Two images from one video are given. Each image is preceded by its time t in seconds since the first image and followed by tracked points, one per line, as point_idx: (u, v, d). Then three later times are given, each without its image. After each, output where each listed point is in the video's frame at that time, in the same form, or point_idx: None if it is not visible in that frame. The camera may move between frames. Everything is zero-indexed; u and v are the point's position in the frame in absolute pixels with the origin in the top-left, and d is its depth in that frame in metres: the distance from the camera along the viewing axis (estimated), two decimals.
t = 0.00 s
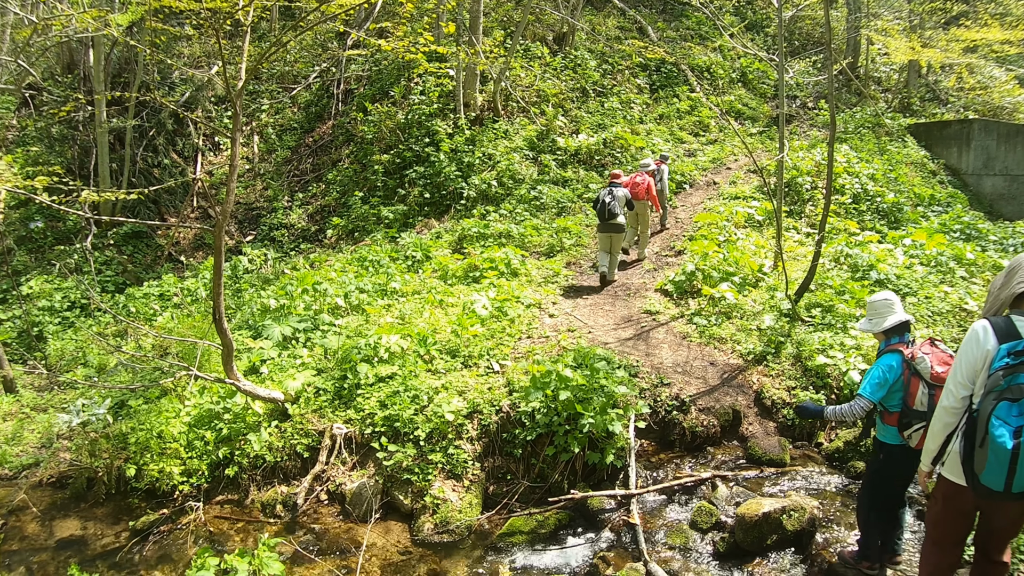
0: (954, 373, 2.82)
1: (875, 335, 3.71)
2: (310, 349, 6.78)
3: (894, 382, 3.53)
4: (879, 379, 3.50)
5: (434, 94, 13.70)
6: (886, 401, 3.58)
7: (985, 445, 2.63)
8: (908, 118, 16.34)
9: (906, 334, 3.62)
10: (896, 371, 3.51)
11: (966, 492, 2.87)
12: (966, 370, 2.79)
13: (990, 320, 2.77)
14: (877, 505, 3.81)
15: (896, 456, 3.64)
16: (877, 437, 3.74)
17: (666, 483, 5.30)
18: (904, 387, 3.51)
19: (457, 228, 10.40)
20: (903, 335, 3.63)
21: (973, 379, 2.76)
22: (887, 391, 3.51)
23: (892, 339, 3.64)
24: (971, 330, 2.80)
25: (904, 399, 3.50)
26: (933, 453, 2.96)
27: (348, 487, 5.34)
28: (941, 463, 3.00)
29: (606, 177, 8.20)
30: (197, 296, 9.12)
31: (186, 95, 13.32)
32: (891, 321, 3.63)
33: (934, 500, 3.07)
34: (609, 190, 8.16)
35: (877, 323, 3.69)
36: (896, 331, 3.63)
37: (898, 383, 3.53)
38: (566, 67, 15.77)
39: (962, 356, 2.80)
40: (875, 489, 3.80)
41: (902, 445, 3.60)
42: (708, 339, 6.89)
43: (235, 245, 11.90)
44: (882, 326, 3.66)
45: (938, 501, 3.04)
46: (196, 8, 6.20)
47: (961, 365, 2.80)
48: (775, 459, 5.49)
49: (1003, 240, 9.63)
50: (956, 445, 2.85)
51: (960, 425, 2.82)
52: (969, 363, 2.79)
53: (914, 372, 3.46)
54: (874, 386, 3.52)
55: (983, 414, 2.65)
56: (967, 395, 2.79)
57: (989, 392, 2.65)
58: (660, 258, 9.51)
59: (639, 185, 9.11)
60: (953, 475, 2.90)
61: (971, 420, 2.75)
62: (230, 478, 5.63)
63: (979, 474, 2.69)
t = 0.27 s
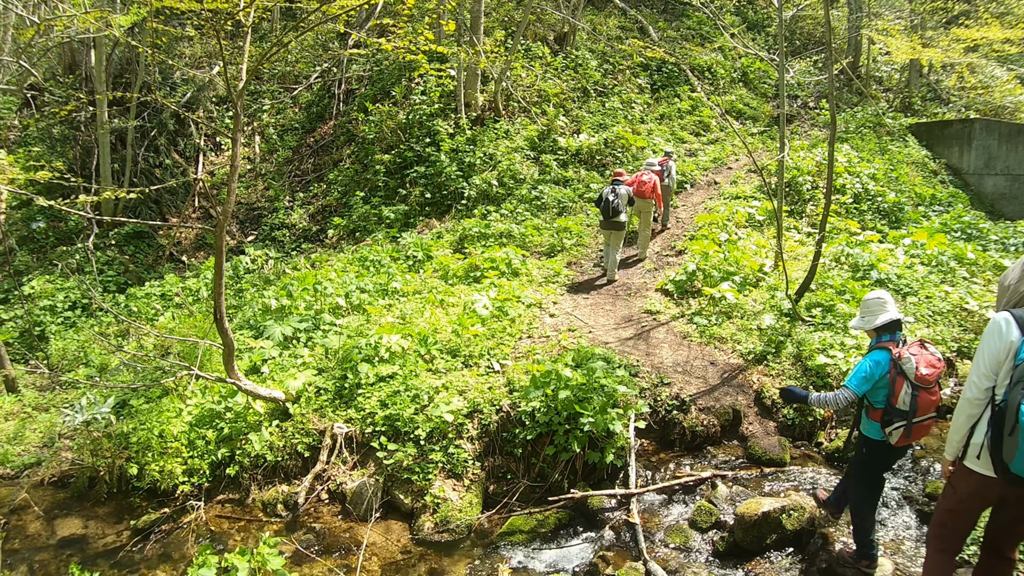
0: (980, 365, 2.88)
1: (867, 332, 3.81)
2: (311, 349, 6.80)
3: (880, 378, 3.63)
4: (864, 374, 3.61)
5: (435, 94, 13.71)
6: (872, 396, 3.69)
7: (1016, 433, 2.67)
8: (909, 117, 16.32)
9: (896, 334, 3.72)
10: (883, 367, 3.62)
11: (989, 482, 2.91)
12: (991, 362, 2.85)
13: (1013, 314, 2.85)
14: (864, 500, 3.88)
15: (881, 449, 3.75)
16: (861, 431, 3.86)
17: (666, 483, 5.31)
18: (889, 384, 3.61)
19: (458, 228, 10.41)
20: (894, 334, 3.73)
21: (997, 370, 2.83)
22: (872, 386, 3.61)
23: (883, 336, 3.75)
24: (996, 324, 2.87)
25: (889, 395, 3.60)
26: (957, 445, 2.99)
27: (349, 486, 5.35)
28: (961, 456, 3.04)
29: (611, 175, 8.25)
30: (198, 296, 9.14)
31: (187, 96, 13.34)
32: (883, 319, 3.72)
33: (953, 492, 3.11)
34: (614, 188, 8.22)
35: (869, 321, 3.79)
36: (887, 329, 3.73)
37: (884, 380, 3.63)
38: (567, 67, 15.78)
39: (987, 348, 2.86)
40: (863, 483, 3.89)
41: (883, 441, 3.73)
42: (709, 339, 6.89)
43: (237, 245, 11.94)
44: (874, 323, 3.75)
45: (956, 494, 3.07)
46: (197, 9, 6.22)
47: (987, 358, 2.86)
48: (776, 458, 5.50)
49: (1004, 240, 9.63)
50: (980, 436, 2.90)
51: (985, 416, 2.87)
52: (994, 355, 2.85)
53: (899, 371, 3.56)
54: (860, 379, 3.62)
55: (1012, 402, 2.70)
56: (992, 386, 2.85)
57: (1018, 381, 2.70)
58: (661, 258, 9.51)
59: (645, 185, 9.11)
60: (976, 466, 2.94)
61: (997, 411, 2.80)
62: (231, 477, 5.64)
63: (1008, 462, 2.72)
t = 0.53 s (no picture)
0: (992, 359, 2.87)
1: (846, 332, 3.91)
2: (311, 348, 6.80)
3: (857, 375, 3.76)
4: (842, 370, 3.75)
5: (436, 93, 13.71)
6: (850, 392, 3.83)
7: None
8: (910, 117, 16.30)
9: (875, 334, 3.82)
10: (861, 365, 3.75)
11: (1003, 475, 2.92)
12: (1002, 356, 2.86)
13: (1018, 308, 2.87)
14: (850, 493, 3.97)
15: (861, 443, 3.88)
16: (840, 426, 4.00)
17: (665, 482, 5.31)
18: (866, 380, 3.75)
19: (459, 227, 10.40)
20: (872, 334, 3.83)
21: (1008, 363, 2.84)
22: (849, 381, 3.76)
23: (861, 336, 3.84)
24: (1004, 318, 2.88)
25: (866, 391, 3.74)
26: (970, 440, 2.98)
27: (349, 485, 5.36)
28: (970, 450, 3.04)
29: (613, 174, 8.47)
30: (199, 295, 9.15)
31: (188, 96, 13.36)
32: (861, 320, 3.81)
33: (964, 487, 3.10)
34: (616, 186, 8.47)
35: (848, 321, 3.88)
36: (865, 330, 3.82)
37: (861, 376, 3.76)
38: (568, 67, 15.78)
39: (998, 342, 2.87)
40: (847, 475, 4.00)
41: (861, 435, 3.85)
42: (709, 339, 6.89)
43: (238, 245, 11.96)
44: (853, 323, 3.84)
45: (970, 490, 3.06)
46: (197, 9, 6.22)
47: (998, 352, 2.86)
48: (776, 458, 5.49)
49: (1006, 240, 9.62)
50: (994, 430, 2.90)
51: (998, 410, 2.88)
52: (1004, 349, 2.86)
53: (877, 368, 3.69)
54: (837, 375, 3.77)
55: None
56: (1004, 379, 2.86)
57: None
58: (662, 257, 9.50)
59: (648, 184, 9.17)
60: (990, 459, 2.94)
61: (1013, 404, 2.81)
62: (231, 476, 5.65)
63: None
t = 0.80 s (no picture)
0: (984, 363, 2.85)
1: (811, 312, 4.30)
2: (310, 347, 6.79)
3: (820, 347, 4.11)
4: (803, 342, 4.12)
5: (437, 93, 13.70)
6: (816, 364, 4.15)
7: None
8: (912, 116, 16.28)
9: (838, 311, 4.19)
10: (822, 337, 4.10)
11: (998, 476, 2.92)
12: (994, 360, 2.84)
13: (1009, 311, 2.85)
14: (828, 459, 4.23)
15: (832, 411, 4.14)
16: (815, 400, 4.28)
17: (664, 481, 5.30)
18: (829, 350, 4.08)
19: (459, 227, 10.40)
20: (835, 311, 4.20)
21: (1000, 367, 2.83)
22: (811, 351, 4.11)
23: (824, 313, 4.23)
24: (996, 322, 2.85)
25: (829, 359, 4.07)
26: (965, 442, 2.97)
27: (347, 484, 5.36)
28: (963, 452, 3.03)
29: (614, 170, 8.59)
30: (199, 295, 9.15)
31: (189, 96, 13.37)
32: (822, 299, 4.21)
33: (961, 489, 3.09)
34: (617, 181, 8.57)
35: (811, 302, 4.28)
36: (828, 308, 4.20)
37: (824, 347, 4.10)
38: (569, 66, 15.77)
39: (989, 347, 2.84)
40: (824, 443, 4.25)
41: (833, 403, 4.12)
42: (708, 338, 6.88)
43: (239, 244, 11.99)
44: (816, 303, 4.24)
45: (966, 491, 3.06)
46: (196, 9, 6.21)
47: (990, 356, 2.84)
48: (775, 457, 5.49)
49: (1007, 239, 9.61)
50: (989, 432, 2.89)
51: (992, 413, 2.87)
52: (997, 353, 2.84)
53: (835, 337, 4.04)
54: (800, 347, 4.13)
55: None
56: (997, 383, 2.84)
57: None
58: (662, 257, 9.48)
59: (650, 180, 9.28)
60: (985, 462, 2.93)
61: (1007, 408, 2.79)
62: (231, 475, 5.65)
63: None
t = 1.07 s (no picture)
0: (980, 360, 2.81)
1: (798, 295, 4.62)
2: (307, 347, 6.77)
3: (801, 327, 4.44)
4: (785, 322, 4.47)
5: (436, 92, 13.68)
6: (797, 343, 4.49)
7: None
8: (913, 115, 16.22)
9: (822, 294, 4.49)
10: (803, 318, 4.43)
11: (996, 473, 2.89)
12: (990, 357, 2.80)
13: (1003, 308, 2.81)
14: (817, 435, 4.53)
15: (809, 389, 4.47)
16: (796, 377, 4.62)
17: (660, 482, 5.26)
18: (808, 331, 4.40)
19: (458, 226, 10.36)
20: (820, 294, 4.49)
21: (997, 364, 2.79)
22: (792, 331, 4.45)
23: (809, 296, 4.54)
24: (990, 318, 2.81)
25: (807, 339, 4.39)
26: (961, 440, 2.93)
27: (342, 484, 5.33)
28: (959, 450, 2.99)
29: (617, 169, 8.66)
30: (198, 295, 9.13)
31: (188, 95, 13.36)
32: (808, 282, 4.52)
33: (958, 486, 3.05)
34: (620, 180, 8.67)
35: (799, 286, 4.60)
36: (813, 291, 4.51)
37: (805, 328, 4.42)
38: (569, 65, 15.74)
39: (984, 344, 2.80)
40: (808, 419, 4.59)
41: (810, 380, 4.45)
42: (707, 338, 6.84)
43: (239, 244, 11.98)
44: (802, 286, 4.55)
45: (964, 488, 3.02)
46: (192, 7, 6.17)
47: (986, 352, 2.80)
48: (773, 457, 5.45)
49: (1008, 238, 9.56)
50: (987, 430, 2.85)
51: (989, 410, 2.83)
52: (992, 350, 2.80)
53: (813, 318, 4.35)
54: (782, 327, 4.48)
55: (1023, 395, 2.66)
56: (994, 380, 2.81)
57: None
58: (661, 256, 9.43)
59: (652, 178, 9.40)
60: (984, 459, 2.89)
61: (1006, 405, 2.76)
62: (226, 474, 5.62)
63: None
